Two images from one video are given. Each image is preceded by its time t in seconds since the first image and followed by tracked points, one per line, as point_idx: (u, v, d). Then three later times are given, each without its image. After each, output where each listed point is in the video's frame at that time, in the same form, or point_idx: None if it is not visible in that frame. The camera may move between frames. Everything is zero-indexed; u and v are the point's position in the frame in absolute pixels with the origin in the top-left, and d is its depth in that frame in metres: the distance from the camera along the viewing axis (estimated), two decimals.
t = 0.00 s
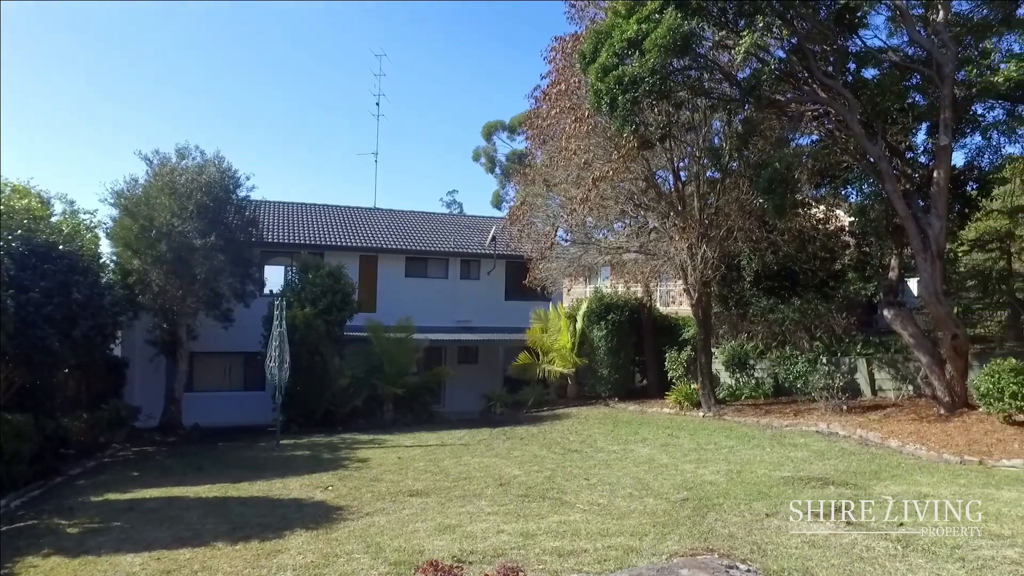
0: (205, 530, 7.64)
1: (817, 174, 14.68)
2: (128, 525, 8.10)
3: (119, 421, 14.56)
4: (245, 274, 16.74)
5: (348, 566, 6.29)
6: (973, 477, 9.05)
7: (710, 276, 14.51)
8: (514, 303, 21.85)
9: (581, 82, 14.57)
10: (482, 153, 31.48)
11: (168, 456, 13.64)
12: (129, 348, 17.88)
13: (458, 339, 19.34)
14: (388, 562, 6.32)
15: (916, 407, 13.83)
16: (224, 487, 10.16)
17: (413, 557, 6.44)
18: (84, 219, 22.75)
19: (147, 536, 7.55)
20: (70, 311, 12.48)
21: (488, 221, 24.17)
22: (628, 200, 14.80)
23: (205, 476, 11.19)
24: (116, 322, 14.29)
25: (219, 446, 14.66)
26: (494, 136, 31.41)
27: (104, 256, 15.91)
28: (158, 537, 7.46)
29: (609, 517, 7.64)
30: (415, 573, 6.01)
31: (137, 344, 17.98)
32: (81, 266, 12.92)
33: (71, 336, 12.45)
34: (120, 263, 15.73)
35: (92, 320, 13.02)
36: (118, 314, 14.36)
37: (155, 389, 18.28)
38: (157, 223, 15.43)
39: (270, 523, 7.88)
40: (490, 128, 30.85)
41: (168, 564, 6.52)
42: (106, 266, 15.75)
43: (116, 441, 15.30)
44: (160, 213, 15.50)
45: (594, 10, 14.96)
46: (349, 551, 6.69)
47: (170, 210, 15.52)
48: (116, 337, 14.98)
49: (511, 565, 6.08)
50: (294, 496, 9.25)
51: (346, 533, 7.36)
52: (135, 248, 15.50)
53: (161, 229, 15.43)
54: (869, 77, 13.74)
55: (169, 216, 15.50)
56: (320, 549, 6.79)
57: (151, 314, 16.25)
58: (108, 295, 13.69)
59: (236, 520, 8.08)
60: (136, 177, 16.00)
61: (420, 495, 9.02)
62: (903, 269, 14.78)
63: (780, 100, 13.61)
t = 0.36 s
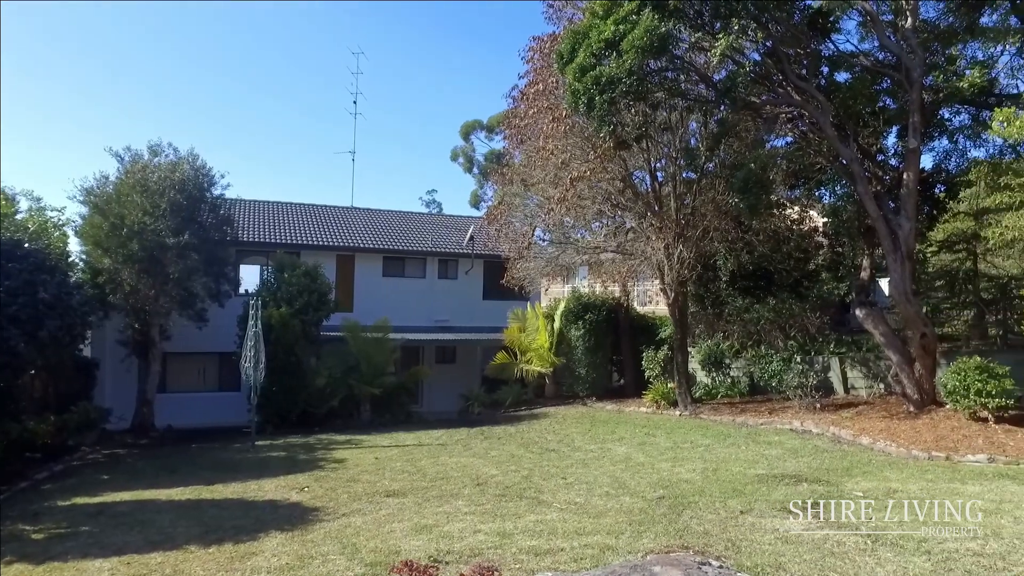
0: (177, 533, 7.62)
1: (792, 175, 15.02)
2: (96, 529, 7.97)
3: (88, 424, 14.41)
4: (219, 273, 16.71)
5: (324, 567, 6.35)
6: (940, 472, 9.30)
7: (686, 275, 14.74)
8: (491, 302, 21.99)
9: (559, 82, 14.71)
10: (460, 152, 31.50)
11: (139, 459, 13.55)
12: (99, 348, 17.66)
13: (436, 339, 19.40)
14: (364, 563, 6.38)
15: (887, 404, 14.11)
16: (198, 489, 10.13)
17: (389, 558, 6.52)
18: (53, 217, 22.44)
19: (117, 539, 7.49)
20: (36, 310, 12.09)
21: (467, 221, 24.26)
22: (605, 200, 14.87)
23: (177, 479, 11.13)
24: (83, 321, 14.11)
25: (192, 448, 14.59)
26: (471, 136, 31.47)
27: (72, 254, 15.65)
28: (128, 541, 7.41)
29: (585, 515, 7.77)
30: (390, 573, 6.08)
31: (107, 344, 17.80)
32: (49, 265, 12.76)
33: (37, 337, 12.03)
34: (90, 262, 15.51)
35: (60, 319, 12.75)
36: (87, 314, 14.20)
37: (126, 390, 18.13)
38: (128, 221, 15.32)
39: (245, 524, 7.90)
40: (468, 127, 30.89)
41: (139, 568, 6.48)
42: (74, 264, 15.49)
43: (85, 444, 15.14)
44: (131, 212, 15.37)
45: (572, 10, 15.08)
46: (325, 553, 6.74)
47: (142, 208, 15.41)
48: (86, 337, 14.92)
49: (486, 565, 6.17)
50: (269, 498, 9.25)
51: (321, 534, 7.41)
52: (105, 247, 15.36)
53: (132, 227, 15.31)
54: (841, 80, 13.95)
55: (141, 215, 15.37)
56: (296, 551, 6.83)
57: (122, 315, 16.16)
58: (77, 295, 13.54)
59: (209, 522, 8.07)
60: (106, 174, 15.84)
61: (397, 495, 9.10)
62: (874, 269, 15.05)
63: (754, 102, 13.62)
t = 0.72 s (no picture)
0: (152, 536, 7.60)
1: (771, 176, 15.17)
2: (69, 533, 7.92)
3: (61, 426, 14.29)
4: (197, 272, 16.69)
5: (302, 568, 6.40)
6: (913, 468, 9.50)
7: (666, 275, 14.88)
8: (472, 302, 22.07)
9: (540, 82, 14.81)
10: (441, 151, 31.53)
11: (114, 461, 13.47)
12: (72, 349, 17.51)
13: (417, 339, 19.41)
14: (343, 564, 6.44)
15: (863, 403, 14.34)
16: (174, 491, 10.11)
17: (369, 558, 6.58)
18: (26, 216, 22.17)
19: (90, 543, 7.46)
20: (7, 311, 12.02)
21: (448, 220, 24.30)
22: (586, 200, 15.03)
23: (152, 481, 11.09)
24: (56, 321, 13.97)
25: (169, 449, 14.53)
26: (453, 135, 31.49)
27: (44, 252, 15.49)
28: (101, 545, 7.38)
29: (566, 514, 7.87)
30: (368, 573, 6.15)
31: (81, 345, 17.67)
32: (20, 265, 12.65)
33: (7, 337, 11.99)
34: (63, 261, 15.37)
35: (31, 319, 12.64)
36: (59, 314, 14.08)
37: (101, 390, 18.01)
38: (103, 220, 15.21)
39: (222, 526, 7.91)
40: (450, 126, 30.91)
41: (113, 571, 6.47)
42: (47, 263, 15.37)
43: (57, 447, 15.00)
44: (106, 210, 15.26)
45: (553, 10, 15.19)
46: (303, 554, 6.79)
47: (118, 206, 15.30)
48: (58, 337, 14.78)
49: (466, 564, 6.25)
50: (247, 499, 9.26)
51: (300, 535, 7.45)
52: (79, 245, 15.22)
53: (107, 226, 15.20)
54: (819, 83, 14.20)
55: (116, 212, 15.25)
56: (274, 553, 6.87)
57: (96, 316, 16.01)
58: (48, 295, 13.41)
59: (185, 525, 8.05)
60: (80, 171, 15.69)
61: (377, 495, 9.16)
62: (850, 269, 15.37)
63: (733, 103, 13.88)
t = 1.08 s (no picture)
0: (126, 540, 7.56)
1: (749, 177, 15.29)
2: (39, 538, 7.85)
3: (32, 429, 14.11)
4: (174, 272, 16.62)
5: (280, 570, 6.42)
6: (887, 464, 9.68)
7: (645, 275, 14.99)
8: (453, 302, 22.12)
9: (520, 82, 14.88)
10: (422, 151, 31.47)
11: (87, 464, 13.35)
12: (43, 350, 17.37)
13: (397, 339, 19.40)
14: (321, 566, 6.47)
15: (840, 401, 14.54)
16: (149, 494, 10.05)
17: (348, 560, 6.62)
18: None
19: (61, 548, 7.39)
20: None
21: (428, 220, 24.33)
22: (566, 200, 15.04)
23: (127, 484, 11.01)
24: (26, 321, 13.80)
25: (145, 452, 14.41)
26: (434, 135, 31.47)
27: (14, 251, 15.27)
28: (72, 550, 7.31)
29: (545, 513, 7.95)
30: (345, 574, 6.17)
31: (53, 347, 17.51)
32: None
33: None
34: (33, 260, 15.17)
35: None
36: (29, 315, 13.92)
37: (72, 393, 17.83)
38: (76, 218, 15.09)
39: (198, 529, 7.90)
40: (431, 126, 30.88)
41: None
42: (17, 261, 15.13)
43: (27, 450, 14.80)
44: (79, 208, 15.15)
45: (534, 10, 15.27)
46: (281, 556, 6.81)
47: (90, 204, 15.20)
48: (28, 336, 14.67)
49: (444, 564, 6.30)
50: (224, 501, 9.24)
51: (278, 537, 7.46)
52: (50, 244, 15.08)
53: (80, 224, 15.07)
54: (796, 85, 14.40)
55: (89, 211, 15.15)
56: (251, 555, 6.88)
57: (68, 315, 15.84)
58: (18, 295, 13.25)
59: (160, 528, 8.00)
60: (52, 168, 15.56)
61: (357, 496, 9.18)
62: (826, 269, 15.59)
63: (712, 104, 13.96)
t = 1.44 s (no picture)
0: (101, 542, 7.52)
1: (728, 178, 15.51)
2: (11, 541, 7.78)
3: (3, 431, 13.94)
4: (149, 271, 16.58)
5: (257, 572, 6.43)
6: (861, 461, 9.84)
7: (625, 275, 15.10)
8: (434, 301, 22.14)
9: (501, 82, 14.93)
10: (403, 150, 31.42)
11: (61, 466, 13.22)
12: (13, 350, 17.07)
13: (376, 339, 19.37)
14: (299, 567, 6.49)
15: (816, 399, 14.77)
16: (124, 496, 9.97)
17: (325, 561, 6.64)
18: None
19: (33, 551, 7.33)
20: None
21: (409, 219, 24.32)
22: (547, 200, 15.15)
23: (102, 486, 10.92)
24: None
25: (120, 454, 14.31)
26: (415, 133, 31.41)
27: None
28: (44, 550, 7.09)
29: (524, 513, 8.01)
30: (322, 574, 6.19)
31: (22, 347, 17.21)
32: None
33: None
34: None
35: None
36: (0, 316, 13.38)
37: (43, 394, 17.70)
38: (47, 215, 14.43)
39: (173, 532, 7.84)
40: (411, 125, 30.84)
41: None
42: None
43: None
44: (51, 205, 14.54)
45: (515, 10, 15.32)
46: (258, 558, 6.82)
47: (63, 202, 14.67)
48: None
49: (422, 564, 6.35)
50: (200, 503, 9.18)
51: (255, 539, 7.47)
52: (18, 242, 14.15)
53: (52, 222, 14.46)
54: (774, 87, 14.58)
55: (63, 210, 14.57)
56: (228, 557, 6.88)
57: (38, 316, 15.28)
58: None
59: (135, 530, 7.96)
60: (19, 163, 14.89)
61: (335, 496, 9.19)
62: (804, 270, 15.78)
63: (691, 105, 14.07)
